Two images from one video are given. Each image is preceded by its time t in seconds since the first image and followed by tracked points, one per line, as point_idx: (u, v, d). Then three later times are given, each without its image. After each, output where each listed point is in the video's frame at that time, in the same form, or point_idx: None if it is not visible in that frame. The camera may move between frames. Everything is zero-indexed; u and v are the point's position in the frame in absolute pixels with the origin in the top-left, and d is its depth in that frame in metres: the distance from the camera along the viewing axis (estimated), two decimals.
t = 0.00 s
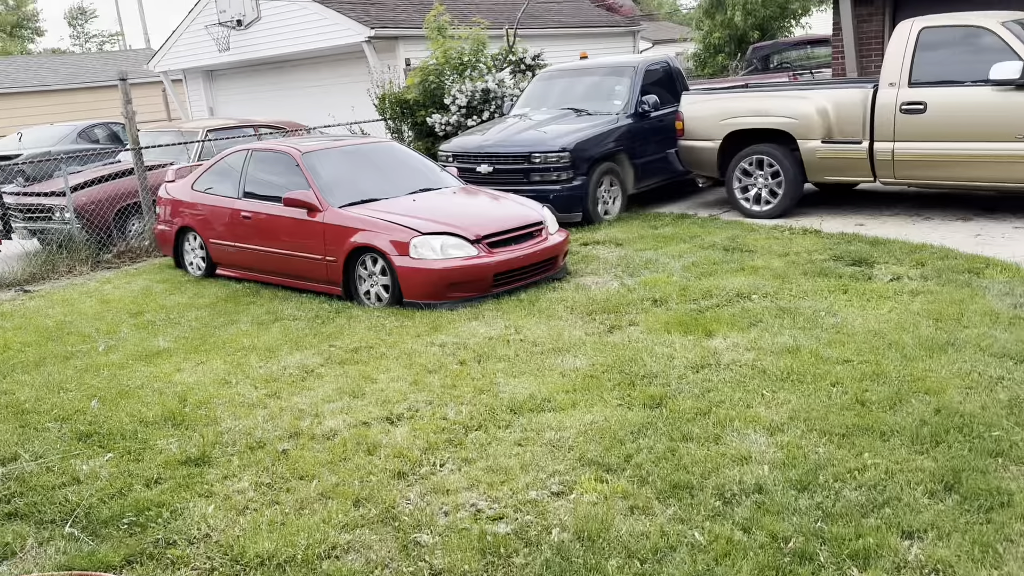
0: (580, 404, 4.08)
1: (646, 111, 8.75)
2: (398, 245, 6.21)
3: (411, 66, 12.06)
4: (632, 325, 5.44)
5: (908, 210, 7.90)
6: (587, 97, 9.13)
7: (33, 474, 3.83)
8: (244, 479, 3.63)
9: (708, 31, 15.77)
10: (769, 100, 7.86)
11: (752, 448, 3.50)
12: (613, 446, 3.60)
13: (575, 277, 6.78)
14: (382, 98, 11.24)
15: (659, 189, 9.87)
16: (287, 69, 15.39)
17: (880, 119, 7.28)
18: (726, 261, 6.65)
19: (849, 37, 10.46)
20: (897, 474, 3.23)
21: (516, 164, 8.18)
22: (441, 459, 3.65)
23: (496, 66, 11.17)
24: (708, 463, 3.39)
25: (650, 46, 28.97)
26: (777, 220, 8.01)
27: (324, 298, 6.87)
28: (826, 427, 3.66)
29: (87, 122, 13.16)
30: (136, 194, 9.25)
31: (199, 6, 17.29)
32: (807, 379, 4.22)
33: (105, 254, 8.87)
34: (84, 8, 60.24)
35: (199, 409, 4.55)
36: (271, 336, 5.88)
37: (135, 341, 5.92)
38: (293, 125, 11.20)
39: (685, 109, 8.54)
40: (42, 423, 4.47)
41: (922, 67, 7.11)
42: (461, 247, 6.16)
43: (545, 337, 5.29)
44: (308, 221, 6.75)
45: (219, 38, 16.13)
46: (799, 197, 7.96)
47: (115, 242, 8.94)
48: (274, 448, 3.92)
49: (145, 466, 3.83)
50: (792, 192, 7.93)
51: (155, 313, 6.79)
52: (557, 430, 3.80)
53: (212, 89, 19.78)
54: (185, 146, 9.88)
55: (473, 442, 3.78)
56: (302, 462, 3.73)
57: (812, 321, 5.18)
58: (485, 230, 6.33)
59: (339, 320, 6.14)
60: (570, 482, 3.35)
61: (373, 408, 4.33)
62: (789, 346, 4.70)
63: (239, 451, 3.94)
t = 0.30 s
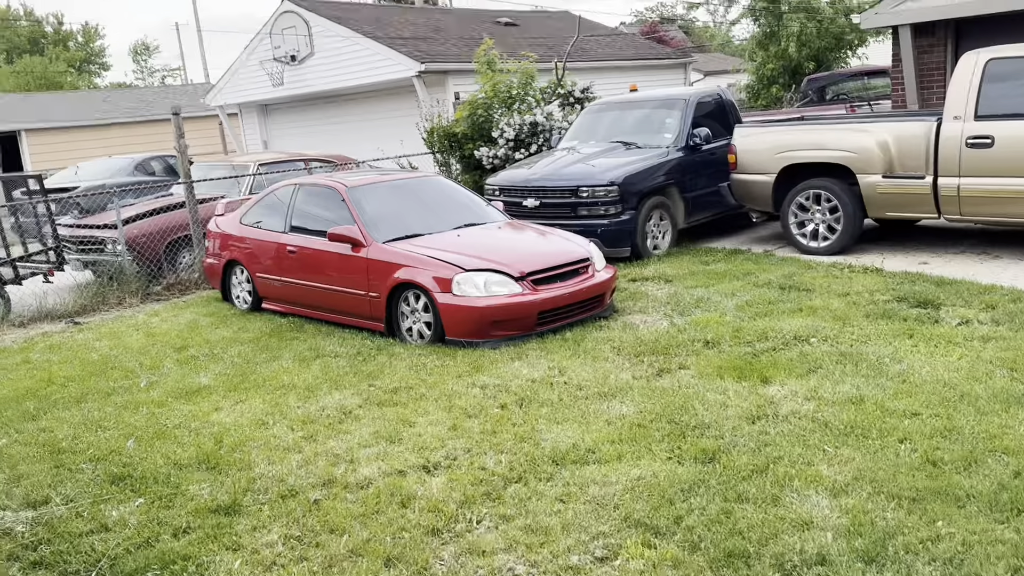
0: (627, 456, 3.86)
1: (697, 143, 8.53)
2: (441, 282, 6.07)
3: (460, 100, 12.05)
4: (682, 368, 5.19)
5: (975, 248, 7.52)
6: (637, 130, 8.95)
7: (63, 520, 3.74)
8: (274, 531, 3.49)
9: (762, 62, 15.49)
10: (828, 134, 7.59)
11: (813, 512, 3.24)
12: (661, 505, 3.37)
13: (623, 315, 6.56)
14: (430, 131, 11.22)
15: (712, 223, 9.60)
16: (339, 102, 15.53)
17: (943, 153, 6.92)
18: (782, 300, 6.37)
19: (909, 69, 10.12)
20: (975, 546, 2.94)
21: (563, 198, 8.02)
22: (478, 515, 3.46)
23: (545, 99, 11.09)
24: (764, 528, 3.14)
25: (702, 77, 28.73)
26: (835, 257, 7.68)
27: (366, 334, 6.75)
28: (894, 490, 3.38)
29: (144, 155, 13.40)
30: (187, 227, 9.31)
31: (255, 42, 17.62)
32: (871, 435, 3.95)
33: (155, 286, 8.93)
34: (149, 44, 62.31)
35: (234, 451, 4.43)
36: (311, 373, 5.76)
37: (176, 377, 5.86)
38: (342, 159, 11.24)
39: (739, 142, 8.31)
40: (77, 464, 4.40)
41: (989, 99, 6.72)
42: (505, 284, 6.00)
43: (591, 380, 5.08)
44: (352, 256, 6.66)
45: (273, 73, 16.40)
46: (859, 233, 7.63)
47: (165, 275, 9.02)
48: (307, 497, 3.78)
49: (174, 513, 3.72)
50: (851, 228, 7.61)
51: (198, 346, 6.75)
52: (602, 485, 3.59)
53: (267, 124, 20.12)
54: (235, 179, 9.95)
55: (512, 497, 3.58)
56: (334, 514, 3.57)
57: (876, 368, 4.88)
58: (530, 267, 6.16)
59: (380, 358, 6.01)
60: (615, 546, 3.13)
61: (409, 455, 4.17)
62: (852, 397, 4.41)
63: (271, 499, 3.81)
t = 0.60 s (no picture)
0: (675, 503, 3.74)
1: (742, 171, 8.37)
2: (482, 313, 6.00)
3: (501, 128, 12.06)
4: (730, 406, 5.04)
5: None
6: (680, 158, 8.83)
7: (103, 557, 3.74)
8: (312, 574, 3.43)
9: (807, 88, 15.28)
10: (878, 163, 7.39)
11: (872, 567, 3.09)
12: (711, 557, 3.26)
13: (667, 348, 6.42)
14: (472, 159, 11.22)
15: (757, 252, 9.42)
16: (382, 130, 15.66)
17: (1001, 183, 6.65)
18: (832, 334, 6.19)
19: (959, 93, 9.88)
20: None
21: (605, 228, 7.92)
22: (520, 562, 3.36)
23: (587, 127, 11.03)
24: None
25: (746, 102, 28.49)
26: (886, 288, 7.46)
27: (406, 365, 6.70)
28: (958, 544, 3.22)
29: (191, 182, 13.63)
30: (233, 254, 9.38)
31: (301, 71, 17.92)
32: (931, 484, 3.79)
33: (200, 313, 8.99)
34: (198, 72, 63.85)
35: (274, 488, 4.40)
36: (351, 405, 5.72)
37: (218, 407, 5.85)
38: (384, 187, 11.30)
39: (785, 170, 8.15)
40: (118, 498, 4.40)
41: None
42: (546, 316, 5.91)
43: (635, 417, 4.96)
44: (393, 286, 6.63)
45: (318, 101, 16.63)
46: (911, 264, 7.41)
47: (211, 302, 9.09)
48: (346, 538, 3.72)
49: (213, 554, 3.69)
50: (903, 258, 7.38)
51: (240, 374, 6.76)
52: (649, 533, 3.48)
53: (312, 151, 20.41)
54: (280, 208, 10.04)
55: (554, 544, 3.48)
56: (373, 558, 3.51)
57: (934, 410, 4.69)
58: (572, 298, 6.06)
59: (420, 390, 5.95)
60: None
61: (450, 495, 4.09)
62: (910, 442, 4.24)
63: (310, 539, 3.76)
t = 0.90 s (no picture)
0: (709, 525, 3.68)
1: (773, 184, 8.24)
2: (509, 326, 5.93)
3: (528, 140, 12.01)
4: (764, 424, 4.92)
5: None
6: (710, 171, 8.71)
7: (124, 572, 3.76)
8: None
9: (838, 100, 15.06)
10: (914, 175, 7.23)
11: None
12: None
13: (698, 363, 6.29)
14: (499, 171, 11.16)
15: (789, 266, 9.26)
16: (408, 142, 15.68)
17: None
18: (868, 351, 6.04)
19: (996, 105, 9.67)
20: None
21: (633, 240, 7.83)
22: None
23: (615, 139, 10.95)
24: None
25: (774, 113, 28.19)
26: (922, 304, 7.28)
27: (432, 378, 6.63)
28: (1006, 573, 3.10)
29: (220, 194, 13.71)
30: (261, 266, 9.39)
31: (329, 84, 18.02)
32: (975, 509, 3.67)
33: (227, 324, 8.99)
34: (228, 83, 64.61)
35: (298, 502, 4.35)
36: (377, 419, 5.66)
37: (243, 420, 5.81)
38: (411, 199, 11.28)
39: (818, 183, 8.02)
40: (142, 512, 4.38)
41: None
42: (574, 330, 5.83)
43: (666, 434, 4.85)
44: (419, 298, 6.57)
45: (346, 114, 16.71)
46: (948, 278, 7.23)
47: (238, 313, 9.05)
48: (371, 557, 3.66)
49: (235, 571, 3.66)
50: (940, 273, 7.21)
51: (266, 386, 6.72)
52: (682, 557, 3.43)
53: (339, 163, 20.49)
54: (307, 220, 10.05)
55: (585, 567, 3.43)
56: None
57: (976, 431, 4.54)
58: (600, 312, 5.98)
59: (447, 404, 5.88)
60: None
61: (476, 513, 4.01)
62: (952, 465, 4.11)
63: (334, 557, 3.70)
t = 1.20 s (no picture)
0: (733, 536, 3.71)
1: (796, 188, 8.14)
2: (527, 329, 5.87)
3: (547, 143, 11.94)
4: (787, 433, 4.84)
5: None
6: (731, 174, 8.62)
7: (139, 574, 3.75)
8: None
9: (860, 104, 14.86)
10: (940, 182, 7.12)
11: None
12: None
13: (719, 369, 6.21)
14: (517, 173, 11.08)
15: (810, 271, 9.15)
16: (427, 143, 15.66)
17: None
18: (893, 359, 5.94)
19: None
20: None
21: (653, 244, 7.75)
22: None
23: (634, 141, 10.87)
24: None
25: (795, 117, 27.91)
26: (948, 312, 7.13)
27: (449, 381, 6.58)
28: None
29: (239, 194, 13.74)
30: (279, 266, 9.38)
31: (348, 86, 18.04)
32: (1007, 523, 3.62)
33: (245, 324, 8.98)
34: (248, 83, 65.00)
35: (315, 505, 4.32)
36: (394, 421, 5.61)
37: (261, 420, 5.78)
38: (429, 201, 11.24)
39: (842, 188, 7.91)
40: (159, 513, 4.36)
41: None
42: (593, 334, 5.77)
43: (687, 442, 4.78)
44: (438, 301, 6.53)
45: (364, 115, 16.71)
46: (974, 286, 7.09)
47: (256, 313, 9.03)
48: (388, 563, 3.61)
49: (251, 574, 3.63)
50: (966, 280, 7.05)
51: (283, 386, 6.69)
52: (706, 568, 3.47)
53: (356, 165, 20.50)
54: (326, 221, 10.04)
55: None
56: None
57: (1006, 442, 4.45)
58: (620, 316, 5.91)
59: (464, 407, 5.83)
60: None
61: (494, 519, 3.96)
62: (982, 478, 4.03)
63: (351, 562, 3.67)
